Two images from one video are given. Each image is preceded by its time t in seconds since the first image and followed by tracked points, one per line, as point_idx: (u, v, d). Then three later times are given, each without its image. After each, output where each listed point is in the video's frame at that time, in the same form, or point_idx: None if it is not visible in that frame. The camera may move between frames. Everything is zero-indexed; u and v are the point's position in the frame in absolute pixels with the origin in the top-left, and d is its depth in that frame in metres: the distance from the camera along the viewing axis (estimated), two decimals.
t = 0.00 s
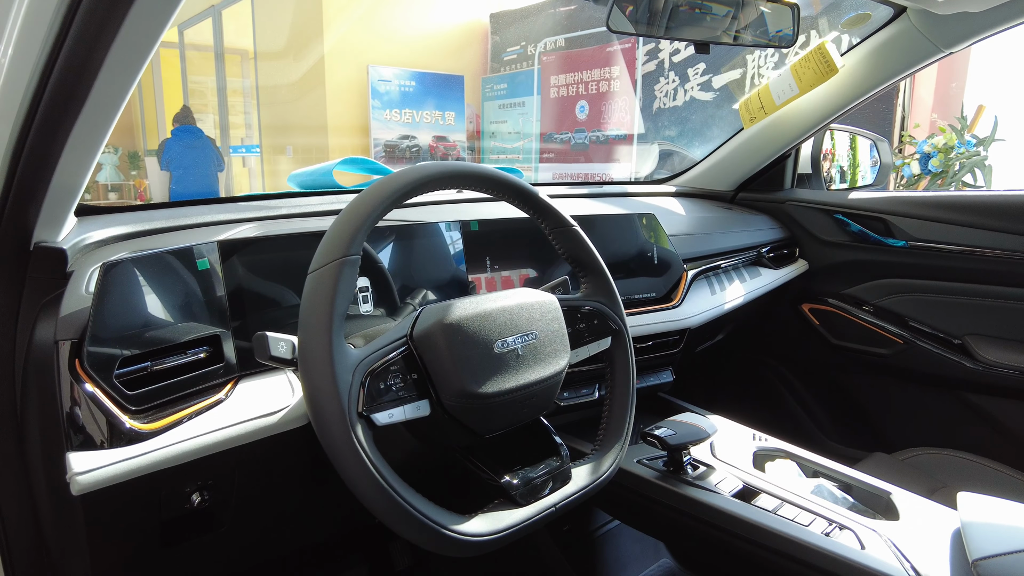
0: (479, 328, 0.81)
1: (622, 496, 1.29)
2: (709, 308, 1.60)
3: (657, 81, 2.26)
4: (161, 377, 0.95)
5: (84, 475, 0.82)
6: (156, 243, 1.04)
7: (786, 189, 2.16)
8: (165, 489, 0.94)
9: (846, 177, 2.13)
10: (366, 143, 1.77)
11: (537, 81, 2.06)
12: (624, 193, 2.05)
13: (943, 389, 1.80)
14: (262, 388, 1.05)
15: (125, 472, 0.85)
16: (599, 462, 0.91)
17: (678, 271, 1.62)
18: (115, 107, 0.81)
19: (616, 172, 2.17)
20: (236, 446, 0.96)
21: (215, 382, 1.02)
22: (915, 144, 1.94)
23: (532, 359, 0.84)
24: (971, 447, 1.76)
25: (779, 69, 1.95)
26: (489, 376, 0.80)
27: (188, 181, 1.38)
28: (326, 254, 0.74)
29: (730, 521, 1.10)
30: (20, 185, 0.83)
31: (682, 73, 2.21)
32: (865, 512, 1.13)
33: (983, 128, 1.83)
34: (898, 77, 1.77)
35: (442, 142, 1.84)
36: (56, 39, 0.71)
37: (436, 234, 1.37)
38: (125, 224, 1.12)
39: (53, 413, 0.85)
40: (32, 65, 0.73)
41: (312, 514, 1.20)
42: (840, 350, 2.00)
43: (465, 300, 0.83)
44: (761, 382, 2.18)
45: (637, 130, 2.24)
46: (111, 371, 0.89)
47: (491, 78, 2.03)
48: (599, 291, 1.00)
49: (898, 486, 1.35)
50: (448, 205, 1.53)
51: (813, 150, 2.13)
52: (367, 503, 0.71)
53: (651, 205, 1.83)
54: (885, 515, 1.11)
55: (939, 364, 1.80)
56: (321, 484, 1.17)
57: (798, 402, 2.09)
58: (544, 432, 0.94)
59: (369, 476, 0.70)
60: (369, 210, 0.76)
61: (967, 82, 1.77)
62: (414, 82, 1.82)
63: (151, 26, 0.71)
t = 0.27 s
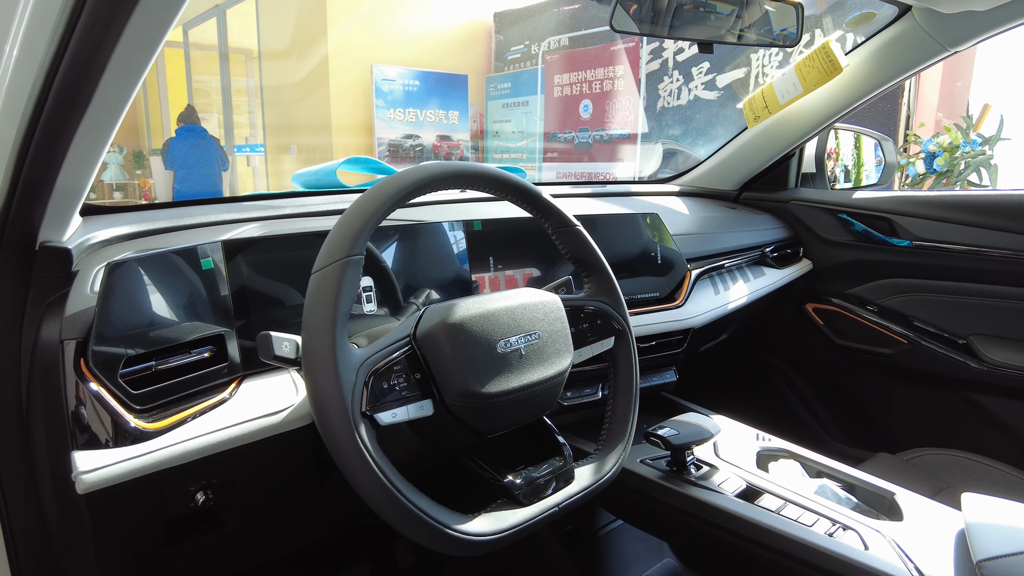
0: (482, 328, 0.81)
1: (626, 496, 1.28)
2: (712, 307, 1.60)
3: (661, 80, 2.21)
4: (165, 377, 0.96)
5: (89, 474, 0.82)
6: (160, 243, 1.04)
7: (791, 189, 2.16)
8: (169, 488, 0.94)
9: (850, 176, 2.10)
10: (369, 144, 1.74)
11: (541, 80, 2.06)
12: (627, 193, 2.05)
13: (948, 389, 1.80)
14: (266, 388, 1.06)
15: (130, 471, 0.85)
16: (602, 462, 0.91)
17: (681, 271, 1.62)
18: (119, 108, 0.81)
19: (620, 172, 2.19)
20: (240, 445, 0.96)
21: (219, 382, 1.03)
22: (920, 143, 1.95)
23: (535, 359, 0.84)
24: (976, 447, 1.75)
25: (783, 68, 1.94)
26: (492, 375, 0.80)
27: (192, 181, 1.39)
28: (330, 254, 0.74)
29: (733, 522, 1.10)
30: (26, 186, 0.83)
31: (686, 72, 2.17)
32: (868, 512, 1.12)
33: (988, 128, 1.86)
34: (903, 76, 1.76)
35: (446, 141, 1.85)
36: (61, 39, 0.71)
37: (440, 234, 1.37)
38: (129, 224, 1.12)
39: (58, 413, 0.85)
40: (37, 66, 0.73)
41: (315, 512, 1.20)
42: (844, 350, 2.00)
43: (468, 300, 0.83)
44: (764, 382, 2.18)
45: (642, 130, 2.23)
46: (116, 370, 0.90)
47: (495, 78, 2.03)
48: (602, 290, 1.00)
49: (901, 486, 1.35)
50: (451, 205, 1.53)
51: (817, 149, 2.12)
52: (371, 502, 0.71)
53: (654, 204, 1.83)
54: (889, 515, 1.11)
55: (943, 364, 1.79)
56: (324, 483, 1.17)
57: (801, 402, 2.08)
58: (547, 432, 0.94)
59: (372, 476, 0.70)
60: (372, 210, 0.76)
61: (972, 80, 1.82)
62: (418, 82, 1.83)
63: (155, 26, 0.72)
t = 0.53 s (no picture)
0: (475, 331, 0.81)
1: (622, 497, 1.29)
2: (711, 309, 1.60)
3: (662, 79, 2.18)
4: (162, 379, 0.96)
5: (83, 477, 0.83)
6: (157, 245, 1.05)
7: (791, 190, 2.15)
8: (164, 490, 0.94)
9: (851, 177, 2.09)
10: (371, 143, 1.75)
11: (542, 80, 2.06)
12: (627, 193, 2.05)
13: (947, 391, 1.79)
14: (262, 390, 1.06)
15: (125, 473, 0.85)
16: (596, 465, 0.91)
17: (679, 272, 1.61)
18: (114, 112, 0.81)
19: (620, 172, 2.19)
20: (236, 448, 0.97)
21: (215, 384, 1.03)
22: (922, 143, 1.94)
23: (529, 362, 0.84)
24: (975, 450, 1.75)
25: (784, 69, 1.94)
26: (485, 379, 0.80)
27: (194, 183, 1.39)
28: (323, 257, 0.74)
29: (728, 524, 1.10)
30: (21, 191, 0.84)
31: (687, 72, 2.10)
32: (865, 515, 1.12)
33: (989, 128, 1.86)
34: (903, 77, 1.75)
35: (447, 141, 1.84)
36: (55, 42, 0.71)
37: (439, 236, 1.37)
38: (127, 226, 1.13)
39: (53, 415, 0.85)
40: (31, 70, 0.74)
41: (312, 514, 1.20)
42: (844, 352, 1.99)
43: (462, 303, 0.83)
44: (764, 383, 2.18)
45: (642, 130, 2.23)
46: (112, 373, 0.90)
47: (497, 77, 2.03)
48: (597, 293, 1.00)
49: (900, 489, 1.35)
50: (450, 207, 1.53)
51: (817, 150, 2.12)
52: (363, 506, 0.71)
53: (654, 206, 1.83)
54: (886, 519, 1.11)
55: (943, 366, 1.79)
56: (321, 485, 1.17)
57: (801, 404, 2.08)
58: (542, 435, 0.94)
59: (364, 480, 0.70)
60: (366, 213, 0.76)
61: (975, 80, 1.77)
62: (420, 82, 1.85)
63: (149, 28, 0.72)
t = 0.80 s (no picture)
0: (473, 329, 0.81)
1: (621, 496, 1.28)
2: (710, 308, 1.59)
3: (663, 79, 2.21)
4: (161, 378, 0.96)
5: (80, 475, 0.83)
6: (155, 243, 1.04)
7: (791, 189, 2.15)
8: (161, 488, 0.94)
9: (852, 175, 2.08)
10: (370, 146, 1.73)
11: (543, 79, 2.05)
12: (627, 192, 2.05)
13: (948, 389, 1.79)
14: (260, 389, 1.06)
15: (121, 471, 0.86)
16: (595, 463, 0.91)
17: (679, 272, 1.61)
18: (111, 109, 0.81)
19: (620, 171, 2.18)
20: (234, 446, 0.97)
21: (213, 382, 1.03)
22: (923, 142, 1.92)
23: (527, 360, 0.84)
24: (975, 449, 1.74)
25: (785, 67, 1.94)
26: (483, 377, 0.80)
27: (196, 183, 1.40)
28: (320, 255, 0.74)
29: (728, 523, 1.10)
30: (19, 189, 0.84)
31: (688, 71, 2.16)
32: (865, 514, 1.12)
33: (991, 127, 1.83)
34: (904, 75, 1.75)
35: (447, 141, 1.83)
36: (50, 39, 0.71)
37: (439, 234, 1.37)
38: (125, 224, 1.13)
39: (51, 413, 0.86)
40: (28, 67, 0.74)
41: (311, 512, 1.20)
42: (844, 351, 1.99)
43: (460, 301, 0.83)
44: (764, 382, 2.17)
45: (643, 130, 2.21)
46: (109, 371, 0.90)
47: (497, 77, 2.01)
48: (596, 291, 0.99)
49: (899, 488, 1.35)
50: (449, 205, 1.53)
51: (817, 149, 2.12)
52: (360, 503, 0.71)
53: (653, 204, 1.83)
54: (885, 518, 1.10)
55: (943, 365, 1.78)
56: (319, 484, 1.17)
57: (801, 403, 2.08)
58: (540, 433, 0.94)
59: (361, 477, 0.70)
60: (364, 210, 0.76)
61: (975, 80, 1.78)
62: (421, 82, 1.83)
63: (145, 24, 0.72)
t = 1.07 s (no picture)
0: (470, 329, 0.81)
1: (619, 496, 1.28)
2: (709, 308, 1.59)
3: (663, 79, 2.21)
4: (158, 378, 0.96)
5: (77, 475, 0.82)
6: (152, 243, 1.05)
7: (790, 189, 2.15)
8: (157, 488, 0.94)
9: (851, 175, 2.09)
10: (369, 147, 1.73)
11: (542, 79, 2.06)
12: (626, 192, 2.05)
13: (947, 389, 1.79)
14: (257, 389, 1.06)
15: (118, 471, 0.85)
16: (592, 464, 0.91)
17: (678, 271, 1.61)
18: (107, 108, 0.81)
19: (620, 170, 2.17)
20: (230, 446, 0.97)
21: (210, 382, 1.03)
22: (923, 142, 1.91)
23: (524, 360, 0.84)
24: (974, 449, 1.74)
25: (784, 66, 1.93)
26: (480, 377, 0.80)
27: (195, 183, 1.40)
28: (316, 255, 0.74)
29: (725, 523, 1.10)
30: (15, 189, 0.84)
31: (687, 71, 2.14)
32: (864, 514, 1.12)
33: (991, 126, 1.83)
34: (903, 74, 1.74)
35: (447, 140, 1.82)
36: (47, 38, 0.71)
37: (438, 234, 1.37)
38: (124, 224, 1.13)
39: (47, 413, 0.86)
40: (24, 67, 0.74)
41: (309, 513, 1.20)
42: (843, 351, 1.99)
43: (457, 301, 0.83)
44: (763, 383, 2.17)
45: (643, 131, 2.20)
46: (106, 372, 0.90)
47: (497, 77, 2.05)
48: (594, 291, 0.99)
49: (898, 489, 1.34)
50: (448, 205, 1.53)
51: (816, 149, 2.12)
52: (355, 504, 0.71)
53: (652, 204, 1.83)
54: (884, 518, 1.10)
55: (942, 364, 1.78)
56: (317, 484, 1.17)
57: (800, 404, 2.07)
58: (537, 434, 0.93)
59: (357, 478, 0.70)
60: (360, 211, 0.76)
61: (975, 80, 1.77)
62: (421, 81, 1.84)
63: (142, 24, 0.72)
